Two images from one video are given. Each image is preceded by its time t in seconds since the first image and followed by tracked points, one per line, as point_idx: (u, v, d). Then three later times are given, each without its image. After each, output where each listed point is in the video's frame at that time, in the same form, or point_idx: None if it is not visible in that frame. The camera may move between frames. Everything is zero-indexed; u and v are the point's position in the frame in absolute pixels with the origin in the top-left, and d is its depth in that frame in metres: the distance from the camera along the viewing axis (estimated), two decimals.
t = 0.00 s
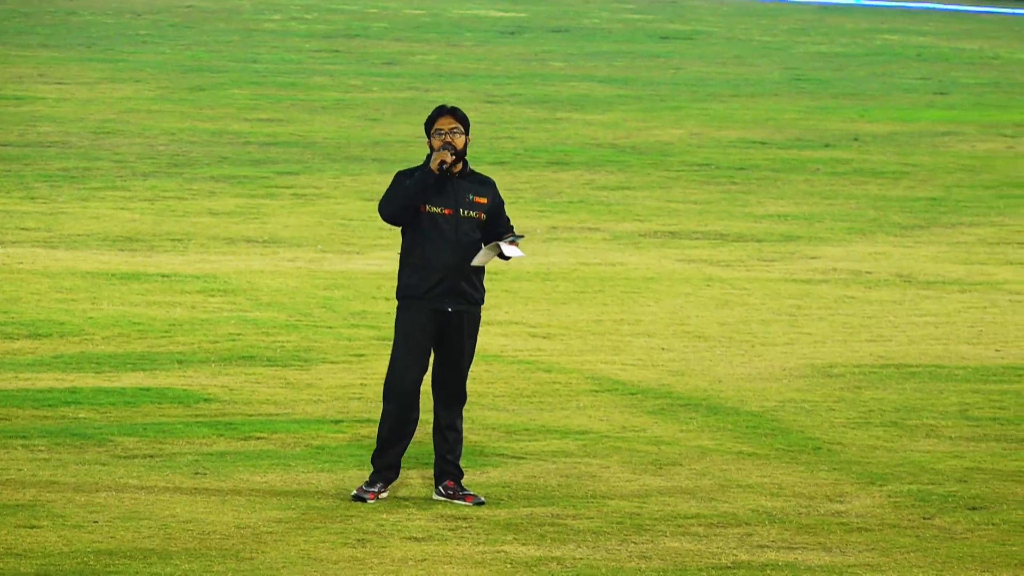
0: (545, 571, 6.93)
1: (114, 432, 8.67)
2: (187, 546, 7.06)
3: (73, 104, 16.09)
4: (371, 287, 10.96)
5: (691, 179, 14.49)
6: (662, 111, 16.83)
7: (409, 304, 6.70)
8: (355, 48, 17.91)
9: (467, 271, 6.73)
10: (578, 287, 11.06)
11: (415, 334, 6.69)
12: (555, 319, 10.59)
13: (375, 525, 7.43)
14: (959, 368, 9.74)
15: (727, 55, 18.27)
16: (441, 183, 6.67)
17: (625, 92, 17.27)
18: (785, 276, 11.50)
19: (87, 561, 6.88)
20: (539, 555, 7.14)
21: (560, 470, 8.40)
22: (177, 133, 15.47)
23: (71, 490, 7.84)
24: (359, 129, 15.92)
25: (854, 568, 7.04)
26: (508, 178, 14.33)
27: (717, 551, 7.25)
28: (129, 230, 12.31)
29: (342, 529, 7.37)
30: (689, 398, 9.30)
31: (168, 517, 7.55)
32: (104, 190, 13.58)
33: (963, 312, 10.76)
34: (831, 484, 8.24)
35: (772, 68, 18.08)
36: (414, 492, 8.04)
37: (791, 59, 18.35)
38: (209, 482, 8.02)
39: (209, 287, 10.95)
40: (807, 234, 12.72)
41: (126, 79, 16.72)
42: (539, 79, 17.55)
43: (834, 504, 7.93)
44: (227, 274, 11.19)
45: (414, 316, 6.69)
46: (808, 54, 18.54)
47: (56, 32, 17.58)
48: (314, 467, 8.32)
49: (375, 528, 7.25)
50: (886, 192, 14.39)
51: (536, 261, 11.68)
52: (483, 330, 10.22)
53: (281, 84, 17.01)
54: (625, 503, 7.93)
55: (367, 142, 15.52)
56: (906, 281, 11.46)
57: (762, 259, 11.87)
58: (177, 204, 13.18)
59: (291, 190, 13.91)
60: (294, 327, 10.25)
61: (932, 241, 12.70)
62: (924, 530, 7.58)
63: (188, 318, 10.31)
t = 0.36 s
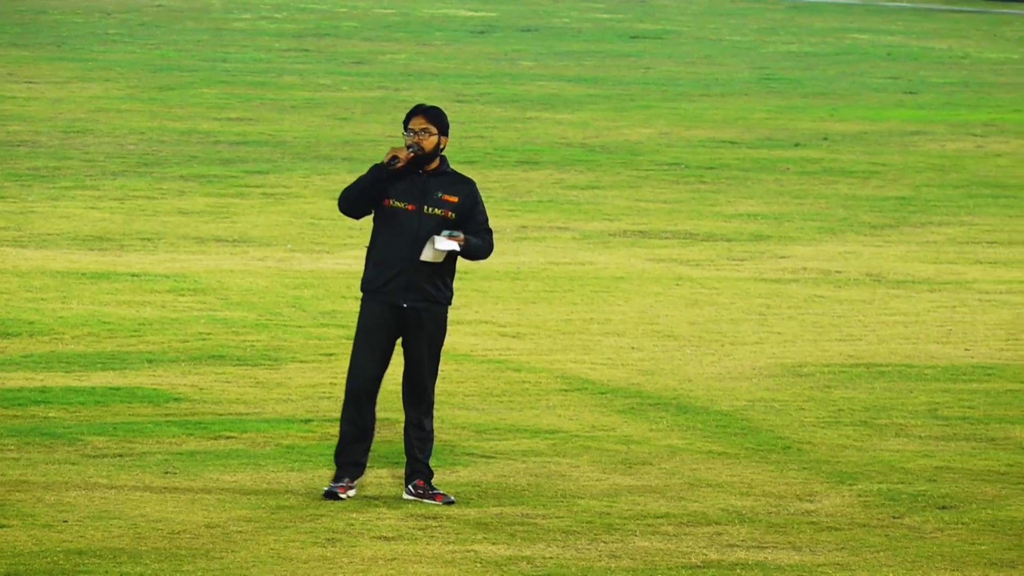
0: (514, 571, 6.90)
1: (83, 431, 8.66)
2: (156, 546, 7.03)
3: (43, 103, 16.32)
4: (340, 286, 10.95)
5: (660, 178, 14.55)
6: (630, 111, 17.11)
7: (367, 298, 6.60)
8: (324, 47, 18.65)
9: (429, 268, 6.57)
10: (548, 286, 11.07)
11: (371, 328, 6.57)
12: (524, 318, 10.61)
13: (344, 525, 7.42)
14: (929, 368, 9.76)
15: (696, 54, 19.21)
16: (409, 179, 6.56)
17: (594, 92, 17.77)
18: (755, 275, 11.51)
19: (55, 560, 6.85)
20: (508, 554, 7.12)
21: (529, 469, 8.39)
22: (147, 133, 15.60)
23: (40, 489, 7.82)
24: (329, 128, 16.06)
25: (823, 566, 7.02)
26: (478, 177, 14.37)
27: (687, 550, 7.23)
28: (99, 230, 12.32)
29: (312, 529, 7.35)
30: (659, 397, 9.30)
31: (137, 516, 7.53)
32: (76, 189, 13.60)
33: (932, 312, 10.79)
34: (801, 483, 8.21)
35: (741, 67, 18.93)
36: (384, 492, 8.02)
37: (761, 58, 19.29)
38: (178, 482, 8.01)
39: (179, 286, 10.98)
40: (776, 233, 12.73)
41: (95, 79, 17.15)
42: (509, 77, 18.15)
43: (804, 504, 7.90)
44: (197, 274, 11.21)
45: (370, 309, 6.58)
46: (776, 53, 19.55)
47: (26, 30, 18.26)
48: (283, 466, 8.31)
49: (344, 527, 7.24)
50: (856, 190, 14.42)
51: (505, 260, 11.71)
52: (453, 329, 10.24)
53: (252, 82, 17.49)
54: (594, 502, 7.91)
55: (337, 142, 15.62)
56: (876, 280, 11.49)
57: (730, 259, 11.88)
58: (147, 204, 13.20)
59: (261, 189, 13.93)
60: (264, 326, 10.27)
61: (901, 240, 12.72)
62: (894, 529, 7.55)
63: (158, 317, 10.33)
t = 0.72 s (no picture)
0: (490, 569, 6.90)
1: (59, 429, 8.65)
2: (132, 544, 7.04)
3: (19, 101, 16.33)
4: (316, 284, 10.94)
5: (637, 176, 14.53)
6: (608, 109, 17.12)
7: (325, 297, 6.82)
8: (303, 44, 18.68)
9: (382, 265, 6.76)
10: (523, 284, 11.07)
11: (329, 327, 6.79)
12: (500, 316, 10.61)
13: (321, 523, 7.42)
14: (905, 365, 9.77)
15: (672, 53, 19.26)
16: (360, 178, 6.78)
17: (570, 89, 17.82)
18: (731, 273, 11.51)
19: (31, 558, 6.86)
20: (485, 552, 7.12)
21: (505, 467, 8.39)
22: (123, 131, 15.62)
23: (15, 487, 7.81)
24: (305, 127, 16.06)
25: (799, 564, 7.01)
26: (455, 175, 14.35)
27: (663, 548, 7.23)
28: (74, 228, 12.31)
29: (288, 526, 7.36)
30: (636, 395, 9.31)
31: (113, 514, 7.53)
32: (52, 187, 13.58)
33: (909, 310, 10.80)
34: (777, 481, 8.21)
35: (716, 65, 18.96)
36: (360, 489, 8.01)
37: (736, 56, 19.33)
38: (153, 479, 8.01)
39: (154, 284, 10.98)
40: (752, 231, 12.73)
41: (69, 76, 17.17)
42: (484, 75, 18.20)
43: (780, 502, 7.89)
44: (173, 272, 11.21)
45: (327, 308, 6.80)
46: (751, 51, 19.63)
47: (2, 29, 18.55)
48: (259, 463, 8.31)
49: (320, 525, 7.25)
50: (832, 188, 14.43)
51: (480, 259, 11.71)
52: (429, 326, 10.24)
53: (228, 80, 17.48)
54: (570, 500, 7.92)
55: (314, 140, 15.60)
56: (852, 278, 11.49)
57: (706, 257, 11.86)
58: (123, 202, 13.19)
59: (237, 187, 13.92)
60: (239, 324, 10.27)
61: (878, 239, 12.72)
62: (871, 527, 7.54)
63: (133, 315, 10.34)
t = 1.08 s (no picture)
0: (475, 569, 6.88)
1: (44, 429, 8.65)
2: (117, 544, 7.03)
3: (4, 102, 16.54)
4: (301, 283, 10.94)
5: (623, 176, 14.56)
6: (593, 108, 17.21)
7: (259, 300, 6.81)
8: (286, 45, 19.21)
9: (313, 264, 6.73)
10: (509, 284, 11.08)
11: (265, 330, 6.80)
12: (486, 316, 10.61)
13: (306, 523, 7.41)
14: (891, 365, 9.78)
15: (657, 52, 19.79)
16: (292, 178, 6.77)
17: (556, 90, 17.94)
18: (716, 273, 11.52)
19: (17, 559, 6.84)
20: (470, 552, 7.11)
21: (491, 466, 8.38)
22: (109, 131, 15.70)
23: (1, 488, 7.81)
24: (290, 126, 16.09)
25: (784, 564, 7.01)
26: (440, 176, 14.36)
27: (648, 548, 7.22)
28: (59, 228, 12.32)
29: (274, 526, 7.35)
30: (621, 395, 9.30)
31: (98, 514, 7.52)
32: (37, 187, 13.59)
33: (894, 310, 10.81)
34: (762, 481, 8.20)
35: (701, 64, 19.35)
36: (346, 489, 8.00)
37: (721, 56, 19.76)
38: (138, 479, 8.00)
39: (140, 284, 10.98)
40: (737, 231, 12.74)
41: (55, 75, 17.66)
42: (470, 75, 18.43)
43: (766, 501, 7.89)
44: (158, 272, 11.22)
45: (262, 311, 6.79)
46: (735, 51, 20.14)
47: None
48: (244, 463, 8.30)
49: (306, 525, 7.23)
50: (818, 188, 14.45)
51: (466, 259, 11.73)
52: (414, 326, 10.24)
53: (212, 80, 17.81)
54: (555, 500, 7.91)
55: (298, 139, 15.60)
56: (838, 278, 11.50)
57: (692, 258, 11.86)
58: (108, 202, 13.21)
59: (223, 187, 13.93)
60: (225, 324, 10.27)
61: (863, 238, 12.73)
62: (856, 526, 7.53)
63: (119, 315, 10.34)
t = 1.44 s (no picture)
0: (471, 568, 6.88)
1: (40, 429, 8.65)
2: (113, 543, 7.03)
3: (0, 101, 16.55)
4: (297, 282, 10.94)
5: (619, 176, 14.56)
6: (588, 108, 17.23)
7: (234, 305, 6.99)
8: (282, 44, 19.21)
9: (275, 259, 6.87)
10: (505, 283, 11.09)
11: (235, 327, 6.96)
12: (482, 316, 10.62)
13: (302, 522, 7.42)
14: (887, 365, 9.78)
15: (653, 52, 19.74)
16: (255, 176, 6.94)
17: (552, 89, 17.96)
18: (712, 272, 11.53)
19: (12, 558, 6.84)
20: (466, 551, 7.11)
21: (487, 466, 8.38)
22: (105, 131, 15.70)
23: None
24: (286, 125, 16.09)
25: (781, 564, 7.01)
26: (436, 175, 14.37)
27: (645, 547, 7.23)
28: (55, 227, 12.32)
29: (270, 525, 7.35)
30: (617, 395, 9.31)
31: (94, 513, 7.52)
32: (32, 187, 13.59)
33: (890, 309, 10.81)
34: (758, 480, 8.20)
35: (696, 64, 19.38)
36: (342, 487, 8.00)
37: (717, 55, 19.80)
38: (134, 478, 8.00)
39: (136, 284, 10.99)
40: (733, 230, 12.75)
41: (52, 75, 17.67)
42: (466, 75, 18.44)
43: (762, 501, 7.89)
44: (154, 272, 11.23)
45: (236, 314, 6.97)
46: (731, 50, 20.13)
47: None
48: (240, 463, 8.30)
49: (302, 524, 7.23)
50: (814, 188, 14.45)
51: (461, 258, 11.73)
52: (410, 326, 10.25)
53: (208, 79, 17.82)
54: (552, 499, 7.91)
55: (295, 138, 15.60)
56: (834, 278, 11.50)
57: (687, 257, 11.87)
58: (104, 201, 13.21)
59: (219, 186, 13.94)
60: (221, 324, 10.28)
61: (859, 238, 12.74)
62: (852, 526, 7.53)
63: (115, 314, 10.34)
